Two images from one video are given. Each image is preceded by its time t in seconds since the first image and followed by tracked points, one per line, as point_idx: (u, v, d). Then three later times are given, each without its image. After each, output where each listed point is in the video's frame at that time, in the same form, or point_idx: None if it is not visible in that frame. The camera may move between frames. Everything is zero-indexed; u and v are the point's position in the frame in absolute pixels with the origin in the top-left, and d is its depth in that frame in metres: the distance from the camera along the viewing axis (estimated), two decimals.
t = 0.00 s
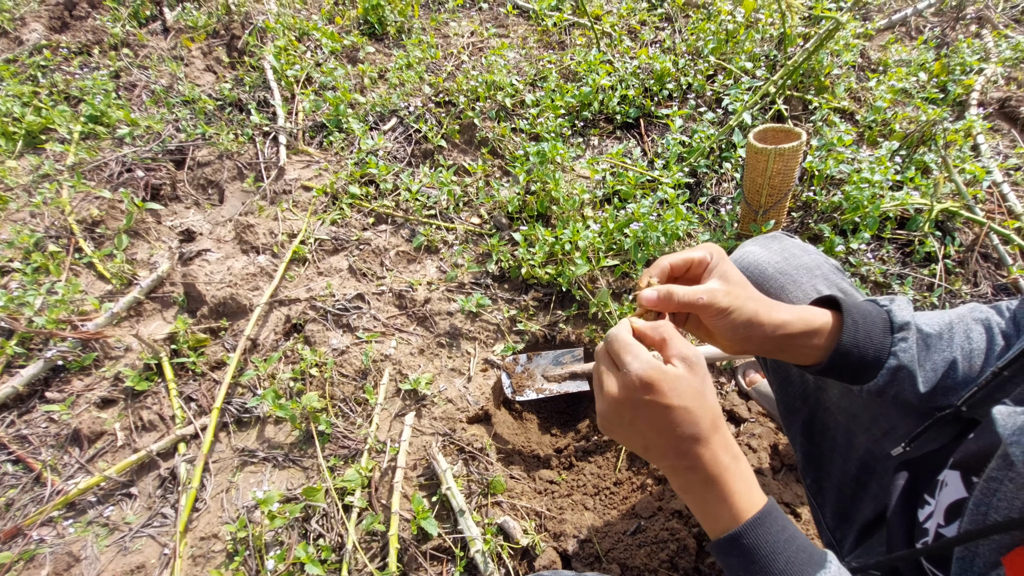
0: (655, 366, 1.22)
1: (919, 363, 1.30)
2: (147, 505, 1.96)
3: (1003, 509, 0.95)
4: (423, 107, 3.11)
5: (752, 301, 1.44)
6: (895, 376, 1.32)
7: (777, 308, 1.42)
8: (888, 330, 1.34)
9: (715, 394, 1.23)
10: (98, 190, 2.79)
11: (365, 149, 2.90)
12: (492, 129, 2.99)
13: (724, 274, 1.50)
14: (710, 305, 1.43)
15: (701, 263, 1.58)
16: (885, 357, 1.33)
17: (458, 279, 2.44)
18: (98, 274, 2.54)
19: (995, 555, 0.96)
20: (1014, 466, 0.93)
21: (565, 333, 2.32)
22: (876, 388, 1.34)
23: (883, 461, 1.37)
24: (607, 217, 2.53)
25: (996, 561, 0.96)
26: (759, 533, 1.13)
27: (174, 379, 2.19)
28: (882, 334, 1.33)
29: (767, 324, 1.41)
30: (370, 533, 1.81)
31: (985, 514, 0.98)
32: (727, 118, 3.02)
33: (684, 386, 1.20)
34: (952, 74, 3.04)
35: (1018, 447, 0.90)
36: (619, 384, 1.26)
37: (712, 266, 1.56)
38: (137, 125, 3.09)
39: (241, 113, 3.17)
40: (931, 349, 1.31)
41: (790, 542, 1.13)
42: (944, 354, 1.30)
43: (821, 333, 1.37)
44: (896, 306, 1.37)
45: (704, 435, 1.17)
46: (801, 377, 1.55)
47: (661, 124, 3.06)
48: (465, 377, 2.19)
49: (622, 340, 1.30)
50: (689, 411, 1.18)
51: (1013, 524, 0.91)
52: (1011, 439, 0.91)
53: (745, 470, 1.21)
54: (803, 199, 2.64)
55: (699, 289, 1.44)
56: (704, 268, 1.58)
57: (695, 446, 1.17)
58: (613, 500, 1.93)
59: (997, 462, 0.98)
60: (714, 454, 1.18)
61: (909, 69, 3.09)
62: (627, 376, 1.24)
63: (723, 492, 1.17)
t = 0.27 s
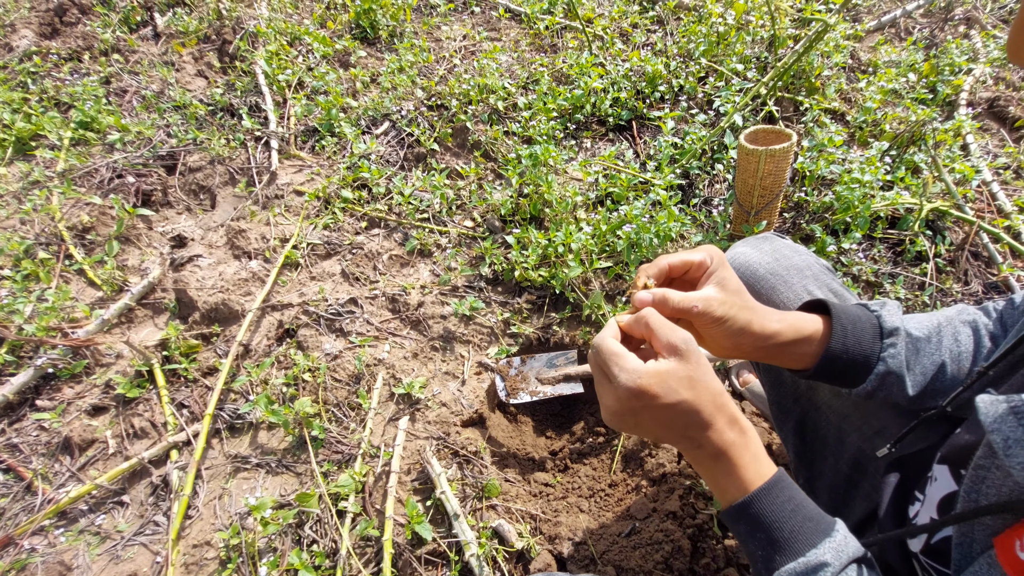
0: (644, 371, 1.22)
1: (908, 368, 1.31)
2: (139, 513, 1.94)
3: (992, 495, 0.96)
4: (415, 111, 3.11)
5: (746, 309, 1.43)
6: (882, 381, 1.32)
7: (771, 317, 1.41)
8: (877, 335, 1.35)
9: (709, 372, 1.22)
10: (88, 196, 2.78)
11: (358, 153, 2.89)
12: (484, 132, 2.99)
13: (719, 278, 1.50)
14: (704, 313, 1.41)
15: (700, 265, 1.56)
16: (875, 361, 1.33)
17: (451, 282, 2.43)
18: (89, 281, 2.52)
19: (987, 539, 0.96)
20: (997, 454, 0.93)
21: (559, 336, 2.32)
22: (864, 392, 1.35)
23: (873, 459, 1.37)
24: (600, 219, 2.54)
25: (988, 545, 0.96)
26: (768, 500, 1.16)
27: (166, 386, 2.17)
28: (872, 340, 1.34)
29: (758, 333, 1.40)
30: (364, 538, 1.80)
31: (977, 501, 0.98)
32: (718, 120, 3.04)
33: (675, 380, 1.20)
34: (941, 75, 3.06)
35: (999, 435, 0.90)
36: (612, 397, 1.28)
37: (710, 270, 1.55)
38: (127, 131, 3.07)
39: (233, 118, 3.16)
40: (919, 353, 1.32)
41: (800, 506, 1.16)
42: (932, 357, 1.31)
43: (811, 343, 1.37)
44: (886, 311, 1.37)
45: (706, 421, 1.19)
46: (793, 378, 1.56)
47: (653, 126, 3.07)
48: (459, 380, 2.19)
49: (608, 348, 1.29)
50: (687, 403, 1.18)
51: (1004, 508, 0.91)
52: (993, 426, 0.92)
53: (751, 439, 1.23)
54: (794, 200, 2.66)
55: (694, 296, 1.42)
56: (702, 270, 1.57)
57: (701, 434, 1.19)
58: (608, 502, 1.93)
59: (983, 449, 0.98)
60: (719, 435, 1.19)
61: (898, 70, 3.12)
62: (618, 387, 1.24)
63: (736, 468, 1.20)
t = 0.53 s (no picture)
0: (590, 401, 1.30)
1: (905, 362, 1.32)
2: (137, 516, 1.94)
3: (991, 496, 0.96)
4: (412, 113, 3.11)
5: (742, 294, 1.43)
6: (882, 374, 1.33)
7: (767, 301, 1.42)
8: (876, 329, 1.35)
9: (659, 399, 1.25)
10: (85, 199, 2.77)
11: (355, 155, 2.89)
12: (482, 134, 3.00)
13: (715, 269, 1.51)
14: (702, 297, 1.40)
15: (689, 259, 1.58)
16: (873, 354, 1.34)
17: (449, 284, 2.43)
18: (86, 284, 2.52)
19: (986, 539, 0.96)
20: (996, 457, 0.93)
21: (557, 337, 2.32)
22: (863, 386, 1.35)
23: (871, 459, 1.38)
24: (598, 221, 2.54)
25: (988, 544, 0.95)
26: (747, 524, 1.16)
27: (163, 389, 2.17)
28: (870, 333, 1.34)
29: (756, 315, 1.41)
30: (362, 541, 1.80)
31: (976, 500, 0.99)
32: (715, 122, 3.04)
33: (620, 410, 1.26)
34: (937, 76, 3.07)
35: (996, 438, 0.88)
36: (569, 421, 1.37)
37: (700, 263, 1.56)
38: (124, 134, 3.07)
39: (230, 120, 3.16)
40: (917, 348, 1.32)
41: (773, 529, 1.15)
42: (930, 353, 1.31)
43: (810, 326, 1.38)
44: (883, 305, 1.38)
45: (657, 447, 1.23)
46: (790, 376, 1.55)
47: (651, 128, 3.08)
48: (457, 382, 2.19)
49: (562, 374, 1.38)
50: (633, 432, 1.24)
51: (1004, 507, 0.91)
52: (988, 430, 0.89)
53: (716, 460, 1.24)
54: (792, 201, 2.66)
55: (692, 281, 1.42)
56: (691, 264, 1.58)
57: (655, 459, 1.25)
58: (607, 504, 1.93)
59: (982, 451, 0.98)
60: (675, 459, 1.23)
61: (894, 72, 3.13)
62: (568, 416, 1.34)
63: (700, 489, 1.22)
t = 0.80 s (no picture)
0: (611, 376, 1.24)
1: (906, 367, 1.32)
2: (137, 520, 1.94)
3: (984, 513, 0.94)
4: (412, 116, 3.11)
5: (739, 306, 1.43)
6: (882, 379, 1.33)
7: (765, 309, 1.42)
8: (876, 334, 1.36)
9: (676, 417, 1.23)
10: (85, 202, 2.77)
11: (355, 158, 2.89)
12: (481, 137, 3.00)
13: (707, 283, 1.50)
14: (701, 319, 1.40)
15: (681, 277, 1.57)
16: (873, 360, 1.34)
17: (449, 287, 2.43)
18: (86, 287, 2.52)
19: (978, 557, 0.95)
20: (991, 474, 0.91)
21: (557, 340, 2.32)
22: (863, 391, 1.36)
23: (871, 464, 1.38)
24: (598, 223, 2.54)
25: (977, 563, 0.95)
26: (736, 562, 1.17)
27: (163, 393, 2.17)
28: (871, 338, 1.35)
29: (757, 327, 1.41)
30: (363, 544, 1.80)
31: (967, 517, 0.97)
32: (714, 124, 3.05)
33: (638, 406, 1.21)
34: (935, 79, 3.08)
35: (992, 457, 0.86)
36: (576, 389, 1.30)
37: (693, 279, 1.55)
38: (124, 136, 3.07)
39: (229, 123, 3.16)
40: (916, 354, 1.33)
41: (763, 568, 1.18)
42: (929, 359, 1.32)
43: (810, 332, 1.39)
44: (883, 311, 1.39)
45: (659, 460, 1.19)
46: (791, 380, 1.56)
47: (650, 131, 3.09)
48: (457, 386, 2.19)
49: (589, 345, 1.32)
50: (641, 435, 1.20)
51: (996, 528, 0.90)
52: (984, 449, 0.88)
53: (714, 494, 1.23)
54: (791, 204, 2.67)
55: (687, 305, 1.41)
56: (685, 281, 1.57)
57: (652, 470, 1.20)
58: (607, 506, 1.93)
59: (977, 467, 0.96)
60: (674, 477, 1.19)
61: (893, 74, 3.13)
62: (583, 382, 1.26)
63: (688, 515, 1.19)
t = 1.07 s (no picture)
0: (604, 373, 1.26)
1: (909, 365, 1.33)
2: (138, 521, 1.94)
3: (981, 520, 0.96)
4: (410, 115, 3.11)
5: (746, 308, 1.42)
6: (886, 377, 1.34)
7: (770, 307, 1.41)
8: (880, 332, 1.37)
9: (659, 426, 1.24)
10: (83, 203, 2.76)
11: (354, 158, 2.89)
12: (480, 136, 3.00)
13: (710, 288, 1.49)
14: (711, 327, 1.38)
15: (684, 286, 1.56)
16: (878, 357, 1.35)
17: (449, 287, 2.43)
18: (84, 288, 2.51)
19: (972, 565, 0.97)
20: (990, 482, 0.93)
21: (556, 339, 2.33)
22: (866, 389, 1.37)
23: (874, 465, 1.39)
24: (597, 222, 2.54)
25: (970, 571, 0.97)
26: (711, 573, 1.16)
27: (163, 394, 2.17)
28: (875, 336, 1.36)
29: (766, 329, 1.39)
30: (364, 544, 1.80)
31: (963, 524, 0.99)
32: (713, 123, 3.05)
33: (625, 405, 1.22)
34: (933, 77, 3.09)
35: (994, 465, 0.88)
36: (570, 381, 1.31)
37: (696, 287, 1.55)
38: (121, 136, 3.06)
39: (227, 123, 3.15)
40: (920, 354, 1.34)
41: None
42: (932, 358, 1.33)
43: (815, 329, 1.39)
44: (887, 309, 1.40)
45: (638, 464, 1.20)
46: (793, 380, 1.56)
47: (648, 130, 3.08)
48: (457, 385, 2.19)
49: (594, 341, 1.35)
50: (623, 437, 1.21)
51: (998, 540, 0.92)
52: (986, 456, 0.89)
53: (692, 506, 1.22)
54: (790, 203, 2.68)
55: (695, 315, 1.39)
56: (688, 290, 1.57)
57: (630, 472, 1.20)
58: (607, 505, 1.93)
59: (975, 474, 0.98)
60: (653, 483, 1.19)
61: (891, 72, 3.14)
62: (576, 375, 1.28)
63: (664, 522, 1.19)
